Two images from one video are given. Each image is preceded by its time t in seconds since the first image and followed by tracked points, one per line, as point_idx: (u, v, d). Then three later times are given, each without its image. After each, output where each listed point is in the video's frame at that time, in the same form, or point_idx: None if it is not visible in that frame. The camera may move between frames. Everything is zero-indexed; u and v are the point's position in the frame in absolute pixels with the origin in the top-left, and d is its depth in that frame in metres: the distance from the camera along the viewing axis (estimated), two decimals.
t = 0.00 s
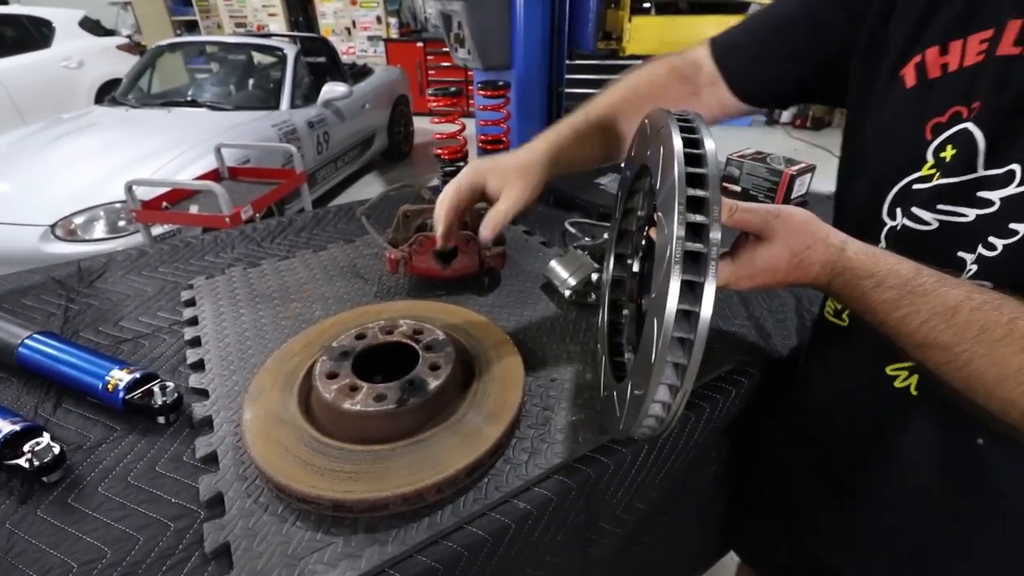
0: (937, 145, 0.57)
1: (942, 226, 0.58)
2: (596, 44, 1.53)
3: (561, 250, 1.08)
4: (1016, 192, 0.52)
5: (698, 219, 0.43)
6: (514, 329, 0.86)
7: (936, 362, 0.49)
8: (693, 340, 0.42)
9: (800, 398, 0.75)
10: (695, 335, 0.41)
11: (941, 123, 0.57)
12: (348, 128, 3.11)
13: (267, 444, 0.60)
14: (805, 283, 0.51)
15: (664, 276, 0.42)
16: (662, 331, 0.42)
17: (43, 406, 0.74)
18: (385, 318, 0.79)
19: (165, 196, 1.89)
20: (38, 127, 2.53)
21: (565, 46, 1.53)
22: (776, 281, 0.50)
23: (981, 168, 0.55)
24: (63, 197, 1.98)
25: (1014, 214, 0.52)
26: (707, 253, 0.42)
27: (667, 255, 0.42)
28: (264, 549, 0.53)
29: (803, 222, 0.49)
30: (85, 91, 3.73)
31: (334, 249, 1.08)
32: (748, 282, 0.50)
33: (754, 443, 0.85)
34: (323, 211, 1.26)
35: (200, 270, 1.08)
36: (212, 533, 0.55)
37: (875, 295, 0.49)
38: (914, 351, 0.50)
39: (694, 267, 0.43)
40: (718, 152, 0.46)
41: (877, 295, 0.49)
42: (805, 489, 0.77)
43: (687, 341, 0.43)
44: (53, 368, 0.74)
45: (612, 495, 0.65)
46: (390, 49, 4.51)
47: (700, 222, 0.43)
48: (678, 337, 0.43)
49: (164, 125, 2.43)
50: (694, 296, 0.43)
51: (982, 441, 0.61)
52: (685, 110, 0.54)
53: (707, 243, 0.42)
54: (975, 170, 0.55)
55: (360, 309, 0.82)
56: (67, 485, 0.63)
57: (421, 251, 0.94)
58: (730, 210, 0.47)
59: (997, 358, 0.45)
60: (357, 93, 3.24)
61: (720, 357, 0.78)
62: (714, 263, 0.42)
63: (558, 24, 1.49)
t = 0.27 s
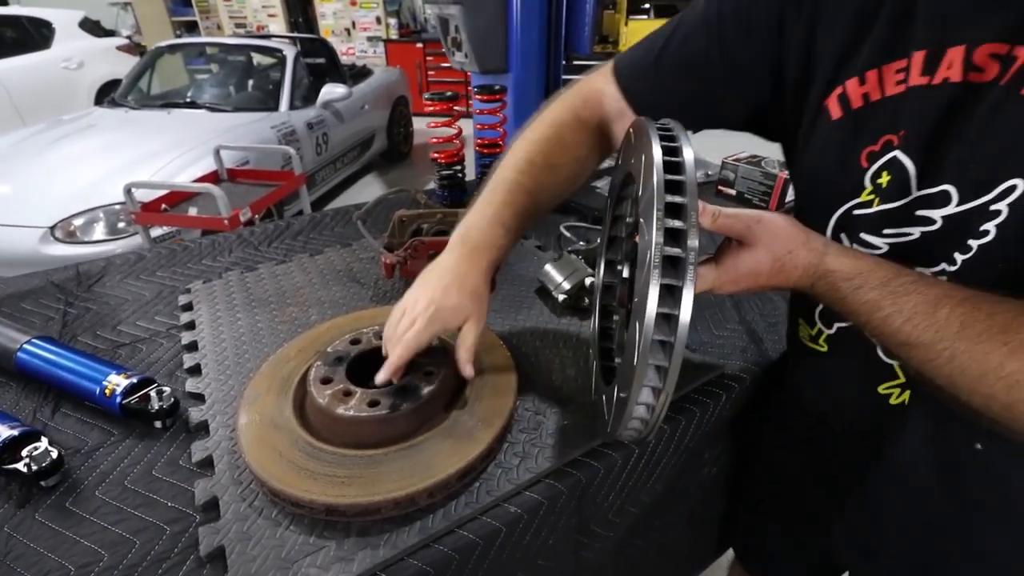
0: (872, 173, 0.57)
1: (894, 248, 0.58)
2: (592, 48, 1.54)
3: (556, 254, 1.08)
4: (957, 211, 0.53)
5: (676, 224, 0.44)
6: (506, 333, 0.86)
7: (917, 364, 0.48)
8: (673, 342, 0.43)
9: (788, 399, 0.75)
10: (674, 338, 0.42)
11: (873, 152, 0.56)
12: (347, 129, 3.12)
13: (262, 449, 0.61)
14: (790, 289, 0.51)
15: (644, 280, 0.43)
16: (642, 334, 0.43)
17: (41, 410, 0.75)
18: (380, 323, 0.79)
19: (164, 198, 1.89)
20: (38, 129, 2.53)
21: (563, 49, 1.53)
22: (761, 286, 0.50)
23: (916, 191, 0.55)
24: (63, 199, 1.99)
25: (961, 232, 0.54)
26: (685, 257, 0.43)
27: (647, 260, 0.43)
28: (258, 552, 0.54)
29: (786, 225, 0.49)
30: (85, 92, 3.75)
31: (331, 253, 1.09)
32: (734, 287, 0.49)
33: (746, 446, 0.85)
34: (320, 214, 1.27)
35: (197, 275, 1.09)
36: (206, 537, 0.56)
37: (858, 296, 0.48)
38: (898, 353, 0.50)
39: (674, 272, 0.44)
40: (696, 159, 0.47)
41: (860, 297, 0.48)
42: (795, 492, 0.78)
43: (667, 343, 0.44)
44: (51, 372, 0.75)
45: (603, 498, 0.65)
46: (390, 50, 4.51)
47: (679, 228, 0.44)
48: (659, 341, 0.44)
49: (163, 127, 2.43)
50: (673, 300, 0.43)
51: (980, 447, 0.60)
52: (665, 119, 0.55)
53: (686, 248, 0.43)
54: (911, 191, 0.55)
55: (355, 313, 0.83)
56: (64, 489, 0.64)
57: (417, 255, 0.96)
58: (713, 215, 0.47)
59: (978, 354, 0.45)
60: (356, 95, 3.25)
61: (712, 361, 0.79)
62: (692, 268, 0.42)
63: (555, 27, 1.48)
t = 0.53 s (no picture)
0: (818, 198, 0.59)
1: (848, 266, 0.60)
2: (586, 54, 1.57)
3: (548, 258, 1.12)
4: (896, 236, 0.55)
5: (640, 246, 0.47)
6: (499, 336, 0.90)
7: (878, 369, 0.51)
8: (641, 355, 0.47)
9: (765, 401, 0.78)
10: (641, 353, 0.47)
11: (816, 178, 0.59)
12: (346, 132, 3.15)
13: (262, 449, 0.64)
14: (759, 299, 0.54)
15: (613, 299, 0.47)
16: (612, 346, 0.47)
17: (49, 411, 0.78)
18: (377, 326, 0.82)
19: (164, 202, 1.92)
20: (39, 132, 2.56)
21: (557, 55, 1.56)
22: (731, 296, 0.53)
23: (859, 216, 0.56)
24: (64, 203, 2.02)
25: (906, 254, 0.55)
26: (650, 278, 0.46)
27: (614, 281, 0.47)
28: (259, 545, 0.57)
29: (754, 239, 0.52)
30: (86, 94, 3.78)
31: (329, 258, 1.12)
32: (706, 296, 0.52)
33: (729, 446, 0.88)
34: (318, 220, 1.30)
35: (198, 279, 1.12)
36: (210, 531, 0.59)
37: (821, 306, 0.51)
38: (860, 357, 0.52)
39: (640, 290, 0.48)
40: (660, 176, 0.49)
41: (823, 307, 0.51)
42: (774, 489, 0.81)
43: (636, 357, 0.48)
44: (58, 374, 0.78)
45: (588, 495, 0.68)
46: (388, 51, 4.54)
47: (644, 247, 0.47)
48: (628, 354, 0.48)
49: (163, 131, 2.46)
50: (641, 315, 0.47)
51: (945, 448, 0.61)
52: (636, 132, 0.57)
53: (650, 268, 0.46)
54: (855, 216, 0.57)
55: (353, 316, 0.86)
56: (73, 486, 0.67)
57: (411, 261, 0.98)
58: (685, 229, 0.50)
59: (931, 360, 0.47)
60: (355, 97, 3.28)
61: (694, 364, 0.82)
62: (656, 286, 0.46)
63: (549, 34, 1.51)
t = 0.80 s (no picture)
0: (769, 196, 0.64)
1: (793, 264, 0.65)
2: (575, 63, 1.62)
3: (535, 262, 1.17)
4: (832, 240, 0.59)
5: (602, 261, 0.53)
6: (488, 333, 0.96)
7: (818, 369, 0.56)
8: (602, 357, 0.54)
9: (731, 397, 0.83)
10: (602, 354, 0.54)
11: (768, 178, 0.64)
12: (343, 136, 3.20)
13: (294, 429, 0.70)
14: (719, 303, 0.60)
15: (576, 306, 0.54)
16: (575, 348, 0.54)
17: (65, 408, 0.84)
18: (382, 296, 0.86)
19: (165, 207, 1.97)
20: (40, 137, 2.61)
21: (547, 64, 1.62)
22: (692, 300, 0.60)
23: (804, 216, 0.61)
24: (67, 207, 2.07)
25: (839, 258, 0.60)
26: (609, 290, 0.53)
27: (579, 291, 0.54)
28: (264, 526, 0.62)
29: (710, 248, 0.59)
30: (85, 98, 3.82)
31: (328, 262, 1.18)
32: (667, 300, 0.60)
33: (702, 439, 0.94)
34: (316, 225, 1.35)
35: (202, 283, 1.18)
36: (219, 514, 0.64)
37: (768, 310, 0.57)
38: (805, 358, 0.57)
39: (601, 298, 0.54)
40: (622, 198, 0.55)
41: (771, 311, 0.57)
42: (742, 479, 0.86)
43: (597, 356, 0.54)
44: (74, 373, 0.84)
45: (568, 482, 0.74)
46: (385, 55, 4.60)
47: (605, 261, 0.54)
48: (591, 355, 0.55)
49: (163, 136, 2.51)
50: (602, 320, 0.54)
51: (874, 438, 0.66)
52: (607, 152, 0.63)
53: (608, 281, 0.53)
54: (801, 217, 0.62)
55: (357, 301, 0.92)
56: (91, 475, 0.72)
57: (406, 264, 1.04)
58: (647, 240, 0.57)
59: (860, 362, 0.52)
60: (352, 102, 3.34)
61: (669, 361, 0.88)
62: (613, 296, 0.53)
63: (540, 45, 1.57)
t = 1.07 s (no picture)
0: (712, 209, 0.72)
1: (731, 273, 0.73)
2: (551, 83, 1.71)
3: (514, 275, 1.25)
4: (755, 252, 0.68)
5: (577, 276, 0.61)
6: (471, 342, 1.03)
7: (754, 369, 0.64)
8: (573, 361, 0.61)
9: (690, 396, 0.91)
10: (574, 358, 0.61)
11: (710, 192, 0.72)
12: (329, 151, 3.27)
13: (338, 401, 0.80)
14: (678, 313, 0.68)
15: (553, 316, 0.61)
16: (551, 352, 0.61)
17: (71, 419, 0.89)
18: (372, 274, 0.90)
19: (155, 224, 2.02)
20: (29, 156, 2.65)
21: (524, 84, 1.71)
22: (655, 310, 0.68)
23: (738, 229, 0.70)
24: (57, 226, 2.11)
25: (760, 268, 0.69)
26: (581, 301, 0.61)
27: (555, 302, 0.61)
28: (264, 522, 0.68)
29: (667, 266, 0.67)
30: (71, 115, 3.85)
31: (317, 278, 1.24)
32: (632, 311, 0.68)
33: (668, 437, 1.01)
34: (306, 243, 1.42)
35: (196, 300, 1.23)
36: (222, 512, 0.71)
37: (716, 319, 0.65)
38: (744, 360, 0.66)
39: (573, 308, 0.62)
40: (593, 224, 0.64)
41: (718, 319, 0.65)
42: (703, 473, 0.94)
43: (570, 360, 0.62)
44: (79, 387, 0.89)
45: (541, 477, 0.81)
46: (370, 71, 4.69)
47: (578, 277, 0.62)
48: (564, 359, 0.62)
49: (152, 154, 2.56)
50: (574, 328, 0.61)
51: (808, 431, 0.73)
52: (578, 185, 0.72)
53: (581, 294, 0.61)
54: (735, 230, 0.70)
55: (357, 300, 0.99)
56: (100, 481, 0.78)
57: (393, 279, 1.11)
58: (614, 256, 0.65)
59: (788, 362, 0.60)
60: (338, 117, 3.41)
61: (634, 364, 0.95)
62: (585, 307, 0.60)
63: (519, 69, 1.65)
